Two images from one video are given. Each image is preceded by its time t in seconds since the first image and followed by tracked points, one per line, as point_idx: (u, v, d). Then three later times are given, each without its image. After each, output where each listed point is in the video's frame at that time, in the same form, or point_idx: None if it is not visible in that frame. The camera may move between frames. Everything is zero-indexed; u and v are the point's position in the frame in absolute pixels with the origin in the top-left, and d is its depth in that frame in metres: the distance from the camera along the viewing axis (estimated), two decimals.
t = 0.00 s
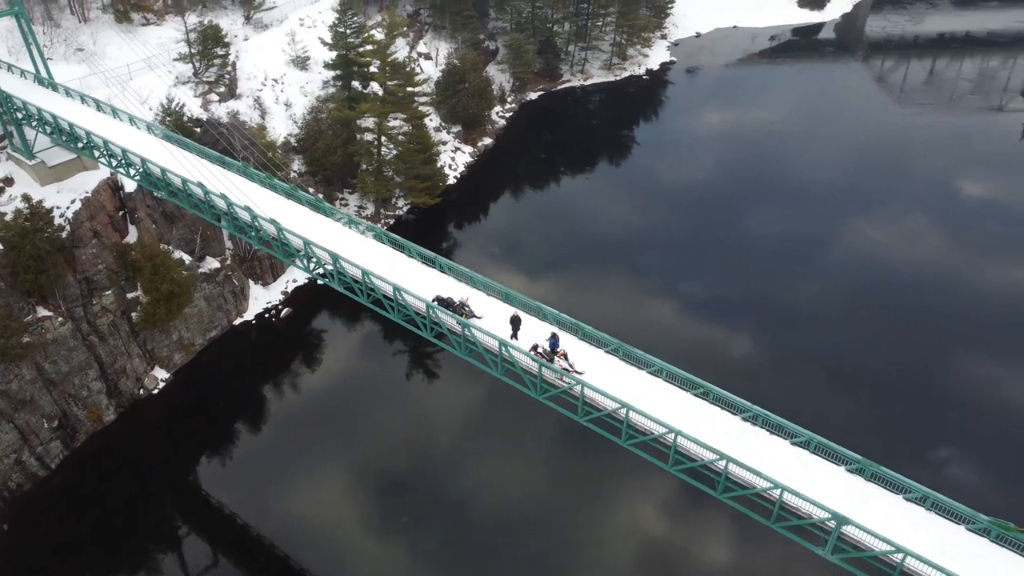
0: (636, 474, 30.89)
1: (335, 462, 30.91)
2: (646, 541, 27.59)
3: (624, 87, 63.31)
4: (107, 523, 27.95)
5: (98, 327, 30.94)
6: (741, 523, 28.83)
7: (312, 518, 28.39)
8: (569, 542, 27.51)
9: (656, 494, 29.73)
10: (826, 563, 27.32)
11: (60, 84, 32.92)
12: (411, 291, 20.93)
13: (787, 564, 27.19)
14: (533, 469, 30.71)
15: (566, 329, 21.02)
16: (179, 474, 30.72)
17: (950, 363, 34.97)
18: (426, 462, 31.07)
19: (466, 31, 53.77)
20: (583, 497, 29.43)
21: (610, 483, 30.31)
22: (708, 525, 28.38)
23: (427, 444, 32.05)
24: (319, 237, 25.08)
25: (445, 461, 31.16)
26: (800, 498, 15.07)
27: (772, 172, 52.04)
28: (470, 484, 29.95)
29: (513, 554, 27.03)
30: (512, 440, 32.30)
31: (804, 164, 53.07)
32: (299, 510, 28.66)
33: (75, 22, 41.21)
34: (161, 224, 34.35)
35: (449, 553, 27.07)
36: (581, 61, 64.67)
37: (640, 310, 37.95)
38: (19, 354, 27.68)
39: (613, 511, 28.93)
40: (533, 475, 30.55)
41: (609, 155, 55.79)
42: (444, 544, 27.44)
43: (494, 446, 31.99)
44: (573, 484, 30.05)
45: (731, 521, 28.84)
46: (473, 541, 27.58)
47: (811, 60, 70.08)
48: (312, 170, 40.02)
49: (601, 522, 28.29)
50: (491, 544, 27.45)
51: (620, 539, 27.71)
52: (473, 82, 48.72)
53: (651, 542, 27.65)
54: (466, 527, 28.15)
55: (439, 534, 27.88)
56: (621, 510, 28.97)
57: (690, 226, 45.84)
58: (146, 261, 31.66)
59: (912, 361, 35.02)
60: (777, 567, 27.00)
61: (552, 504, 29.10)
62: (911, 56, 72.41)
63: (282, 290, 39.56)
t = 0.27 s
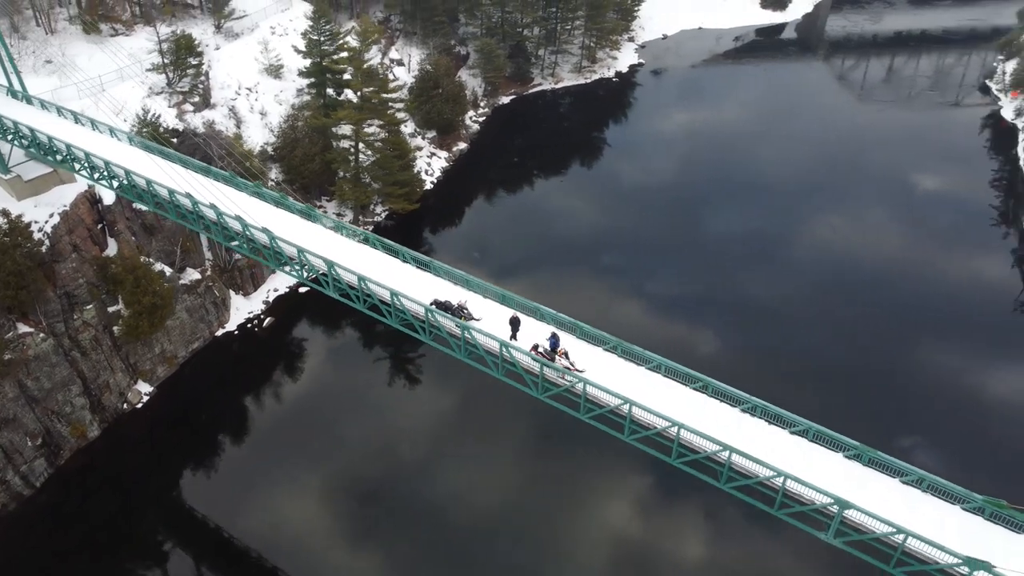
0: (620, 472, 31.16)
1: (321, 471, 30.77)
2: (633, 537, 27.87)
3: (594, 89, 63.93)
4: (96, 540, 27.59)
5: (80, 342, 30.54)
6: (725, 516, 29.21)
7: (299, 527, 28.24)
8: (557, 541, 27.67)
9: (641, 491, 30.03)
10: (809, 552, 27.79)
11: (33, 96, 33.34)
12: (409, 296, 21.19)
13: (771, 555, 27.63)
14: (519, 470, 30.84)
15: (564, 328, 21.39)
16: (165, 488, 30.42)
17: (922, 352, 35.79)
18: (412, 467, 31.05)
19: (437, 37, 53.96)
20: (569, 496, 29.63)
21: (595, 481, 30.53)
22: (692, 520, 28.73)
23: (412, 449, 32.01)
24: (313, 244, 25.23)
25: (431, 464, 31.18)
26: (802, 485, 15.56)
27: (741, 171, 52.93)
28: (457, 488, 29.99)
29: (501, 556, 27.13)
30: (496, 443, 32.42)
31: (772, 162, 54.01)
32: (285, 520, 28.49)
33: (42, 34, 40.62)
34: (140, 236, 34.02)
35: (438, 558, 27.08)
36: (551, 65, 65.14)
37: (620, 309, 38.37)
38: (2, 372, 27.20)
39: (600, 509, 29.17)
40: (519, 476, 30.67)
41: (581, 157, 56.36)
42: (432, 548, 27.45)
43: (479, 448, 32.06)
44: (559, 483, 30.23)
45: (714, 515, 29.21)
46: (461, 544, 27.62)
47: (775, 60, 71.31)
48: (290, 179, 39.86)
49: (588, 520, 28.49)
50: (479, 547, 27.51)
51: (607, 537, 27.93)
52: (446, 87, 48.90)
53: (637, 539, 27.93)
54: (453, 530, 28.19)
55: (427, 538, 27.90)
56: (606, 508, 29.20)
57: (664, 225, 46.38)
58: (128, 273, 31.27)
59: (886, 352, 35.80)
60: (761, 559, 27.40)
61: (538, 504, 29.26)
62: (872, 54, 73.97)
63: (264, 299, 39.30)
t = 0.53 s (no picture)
0: (603, 471, 31.28)
1: (304, 481, 30.51)
2: (622, 535, 28.01)
3: (566, 93, 64.41)
4: (83, 557, 27.12)
5: (61, 358, 30.08)
6: (707, 510, 29.42)
7: (283, 538, 27.96)
8: (542, 541, 27.68)
9: (624, 489, 30.18)
10: (790, 542, 28.05)
11: (7, 111, 33.74)
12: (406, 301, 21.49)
13: (753, 547, 27.84)
14: (503, 473, 30.85)
15: (562, 327, 21.86)
16: (148, 503, 30.07)
17: (894, 342, 36.40)
18: (395, 473, 30.90)
19: (409, 43, 53.92)
20: (553, 497, 29.68)
21: (579, 481, 30.64)
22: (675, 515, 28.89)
23: (395, 456, 31.85)
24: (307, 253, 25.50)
25: (415, 470, 31.06)
26: (803, 473, 16.04)
27: (711, 171, 53.69)
28: (441, 492, 29.88)
29: (487, 559, 27.06)
30: (480, 446, 32.39)
31: (741, 162, 54.84)
32: (269, 531, 28.20)
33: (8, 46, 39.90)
34: (119, 249, 33.63)
35: (424, 562, 26.93)
36: (522, 69, 65.47)
37: (601, 309, 38.66)
38: None
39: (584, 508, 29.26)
40: (503, 478, 30.67)
41: (554, 160, 56.95)
42: (417, 553, 27.30)
43: (463, 453, 32.00)
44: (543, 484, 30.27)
45: (697, 510, 29.42)
46: (446, 548, 27.49)
47: (740, 62, 72.51)
48: (268, 189, 39.61)
49: (573, 520, 28.58)
50: (465, 550, 27.42)
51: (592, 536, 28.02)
52: (420, 93, 48.94)
53: (621, 536, 28.06)
54: (438, 535, 28.06)
55: (412, 543, 27.73)
56: (591, 507, 29.28)
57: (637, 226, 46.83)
58: (109, 287, 30.86)
59: (861, 342, 36.39)
60: (744, 550, 27.61)
61: (523, 505, 29.26)
62: (834, 54, 75.45)
63: (244, 310, 38.93)
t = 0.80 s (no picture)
0: (592, 471, 31.54)
1: (291, 492, 30.35)
2: (612, 535, 28.37)
3: (538, 97, 64.78)
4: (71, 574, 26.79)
5: (44, 374, 29.55)
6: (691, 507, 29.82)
7: (271, 550, 27.80)
8: (531, 544, 27.86)
9: (610, 489, 30.50)
10: (773, 535, 28.55)
11: None
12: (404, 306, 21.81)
13: (737, 541, 28.28)
14: (489, 476, 30.97)
15: (560, 327, 22.40)
16: (133, 518, 29.74)
17: (870, 333, 37.20)
18: (382, 481, 30.86)
19: (380, 50, 53.97)
20: (540, 499, 29.91)
21: (565, 482, 30.90)
22: (661, 512, 29.25)
23: (381, 463, 31.81)
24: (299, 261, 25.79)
25: (402, 477, 31.06)
26: (804, 460, 16.62)
27: (682, 172, 54.44)
28: (428, 498, 29.90)
29: (481, 562, 27.18)
30: (465, 451, 32.48)
31: (711, 162, 55.64)
32: (257, 543, 28.03)
33: None
34: (99, 262, 33.29)
35: (414, 568, 26.94)
36: (493, 74, 65.68)
37: (583, 311, 38.99)
38: None
39: (571, 509, 29.52)
40: (490, 482, 30.80)
41: (527, 163, 57.37)
42: (406, 560, 27.30)
43: (448, 458, 32.07)
44: (530, 487, 30.46)
45: (681, 507, 29.81)
46: (435, 553, 27.53)
47: (707, 64, 73.57)
48: (246, 198, 39.40)
49: (560, 521, 28.82)
50: (455, 555, 27.49)
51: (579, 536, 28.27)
52: (394, 100, 48.87)
53: (608, 536, 28.35)
54: (429, 541, 28.09)
55: (401, 549, 27.72)
56: (577, 508, 29.54)
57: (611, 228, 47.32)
58: (91, 301, 30.65)
59: (835, 336, 37.10)
60: (728, 545, 28.04)
61: (511, 508, 29.42)
62: (797, 55, 76.85)
63: (226, 321, 38.56)
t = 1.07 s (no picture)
0: (582, 469, 31.75)
1: (281, 503, 30.06)
2: (604, 532, 28.60)
3: (514, 101, 65.07)
4: None
5: (28, 389, 29.20)
6: (681, 503, 30.09)
7: (261, 561, 27.55)
8: (521, 547, 27.90)
9: (600, 490, 30.69)
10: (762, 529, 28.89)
11: None
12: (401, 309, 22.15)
13: (727, 536, 28.57)
14: (480, 479, 30.94)
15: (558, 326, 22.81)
16: (120, 532, 29.35)
17: (849, 327, 37.93)
18: (371, 487, 30.67)
19: (356, 56, 53.77)
20: (531, 501, 29.97)
21: (555, 483, 30.99)
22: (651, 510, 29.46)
23: (370, 469, 31.63)
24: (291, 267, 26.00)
25: (392, 482, 30.90)
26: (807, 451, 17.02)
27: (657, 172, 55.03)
28: (418, 503, 29.83)
29: (475, 564, 27.25)
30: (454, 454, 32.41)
31: (687, 162, 56.28)
32: (247, 556, 27.79)
33: None
34: (82, 274, 32.64)
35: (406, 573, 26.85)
36: (469, 78, 65.84)
37: (567, 312, 39.23)
38: None
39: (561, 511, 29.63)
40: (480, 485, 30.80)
41: (504, 167, 57.56)
42: (398, 566, 27.19)
43: (438, 462, 31.98)
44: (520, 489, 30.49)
45: (671, 504, 30.06)
46: (427, 558, 27.48)
47: (680, 66, 74.32)
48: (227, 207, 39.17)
49: (551, 522, 28.94)
50: (449, 557, 27.53)
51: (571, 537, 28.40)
52: (372, 106, 48.83)
53: (599, 535, 28.52)
54: (423, 544, 28.08)
55: (393, 555, 27.63)
56: (568, 508, 29.68)
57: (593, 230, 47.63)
58: (74, 313, 30.20)
59: (816, 331, 37.70)
60: (719, 540, 28.31)
61: (502, 511, 29.45)
62: (767, 55, 77.92)
63: (211, 331, 38.26)
